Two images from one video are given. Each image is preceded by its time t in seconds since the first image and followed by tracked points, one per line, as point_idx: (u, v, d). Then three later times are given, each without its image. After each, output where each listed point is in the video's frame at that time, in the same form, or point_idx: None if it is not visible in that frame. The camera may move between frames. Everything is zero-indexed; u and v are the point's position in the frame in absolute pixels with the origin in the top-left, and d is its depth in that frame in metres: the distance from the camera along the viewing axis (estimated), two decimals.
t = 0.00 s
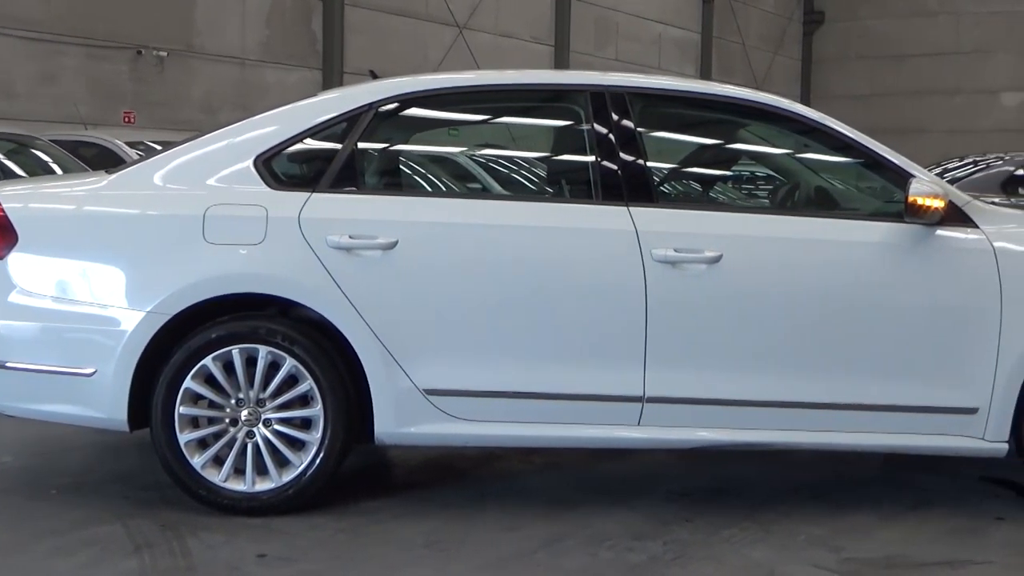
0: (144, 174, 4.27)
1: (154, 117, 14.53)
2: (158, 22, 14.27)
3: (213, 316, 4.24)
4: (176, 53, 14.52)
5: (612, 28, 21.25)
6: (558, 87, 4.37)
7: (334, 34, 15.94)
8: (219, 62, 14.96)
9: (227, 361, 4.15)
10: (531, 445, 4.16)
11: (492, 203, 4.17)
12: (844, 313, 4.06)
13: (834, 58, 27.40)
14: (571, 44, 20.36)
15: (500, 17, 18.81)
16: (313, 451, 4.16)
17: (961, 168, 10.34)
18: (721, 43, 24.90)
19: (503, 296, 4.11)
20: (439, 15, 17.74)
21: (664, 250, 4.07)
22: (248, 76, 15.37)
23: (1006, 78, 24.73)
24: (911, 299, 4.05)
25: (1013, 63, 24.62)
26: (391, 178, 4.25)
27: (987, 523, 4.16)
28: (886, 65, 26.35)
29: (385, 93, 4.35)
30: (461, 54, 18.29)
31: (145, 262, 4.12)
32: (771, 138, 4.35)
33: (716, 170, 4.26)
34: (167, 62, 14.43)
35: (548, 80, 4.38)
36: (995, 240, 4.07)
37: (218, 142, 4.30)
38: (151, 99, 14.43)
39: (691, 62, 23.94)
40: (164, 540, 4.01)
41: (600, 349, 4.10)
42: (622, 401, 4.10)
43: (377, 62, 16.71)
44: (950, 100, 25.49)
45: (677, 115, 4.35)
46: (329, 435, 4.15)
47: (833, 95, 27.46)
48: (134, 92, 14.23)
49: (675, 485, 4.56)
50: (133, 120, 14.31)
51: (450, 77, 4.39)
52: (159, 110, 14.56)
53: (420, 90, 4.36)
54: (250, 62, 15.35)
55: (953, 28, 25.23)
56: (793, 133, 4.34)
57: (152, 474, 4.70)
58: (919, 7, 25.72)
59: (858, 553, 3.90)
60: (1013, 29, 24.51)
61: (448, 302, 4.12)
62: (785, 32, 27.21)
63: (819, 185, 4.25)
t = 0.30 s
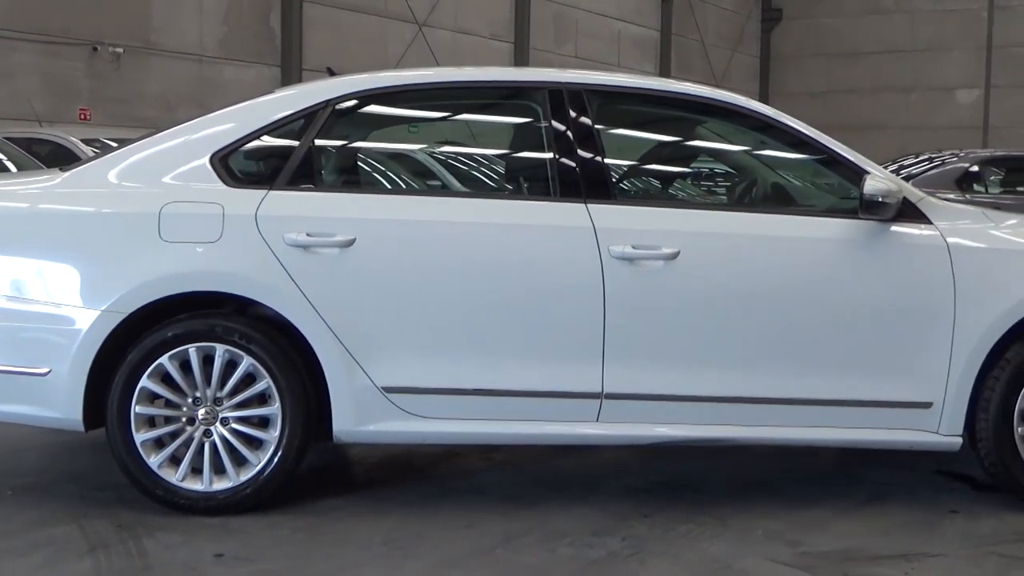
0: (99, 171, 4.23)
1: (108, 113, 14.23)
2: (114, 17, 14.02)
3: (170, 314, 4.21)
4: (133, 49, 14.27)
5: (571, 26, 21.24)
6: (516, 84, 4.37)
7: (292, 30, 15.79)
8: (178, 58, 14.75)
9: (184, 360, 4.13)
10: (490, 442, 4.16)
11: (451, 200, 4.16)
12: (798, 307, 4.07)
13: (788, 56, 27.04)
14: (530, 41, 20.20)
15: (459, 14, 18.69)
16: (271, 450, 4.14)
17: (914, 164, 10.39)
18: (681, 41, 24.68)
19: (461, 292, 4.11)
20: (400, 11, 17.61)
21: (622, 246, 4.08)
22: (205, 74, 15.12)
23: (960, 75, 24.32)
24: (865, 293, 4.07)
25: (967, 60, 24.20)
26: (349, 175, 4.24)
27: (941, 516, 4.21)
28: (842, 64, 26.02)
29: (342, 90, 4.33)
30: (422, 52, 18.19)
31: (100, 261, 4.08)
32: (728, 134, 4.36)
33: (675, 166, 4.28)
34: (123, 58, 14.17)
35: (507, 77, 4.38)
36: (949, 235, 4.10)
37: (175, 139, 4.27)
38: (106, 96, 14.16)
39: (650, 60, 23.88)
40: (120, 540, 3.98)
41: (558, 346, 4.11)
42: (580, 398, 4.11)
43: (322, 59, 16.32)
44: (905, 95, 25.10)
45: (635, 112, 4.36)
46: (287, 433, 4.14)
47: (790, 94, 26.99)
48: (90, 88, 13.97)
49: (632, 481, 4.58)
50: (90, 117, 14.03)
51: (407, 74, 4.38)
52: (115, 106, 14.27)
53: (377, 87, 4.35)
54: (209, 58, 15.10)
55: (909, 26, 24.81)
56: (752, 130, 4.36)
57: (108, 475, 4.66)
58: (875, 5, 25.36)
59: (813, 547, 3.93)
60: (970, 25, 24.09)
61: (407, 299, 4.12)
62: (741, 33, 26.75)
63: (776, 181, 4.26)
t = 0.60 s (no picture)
0: (51, 168, 4.18)
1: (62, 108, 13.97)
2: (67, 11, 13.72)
3: (124, 312, 4.17)
4: (87, 45, 13.99)
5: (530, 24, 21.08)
6: (473, 81, 4.36)
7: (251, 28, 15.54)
8: (133, 54, 14.49)
9: (138, 358, 4.09)
10: (447, 439, 4.16)
11: (409, 197, 4.15)
12: (752, 304, 4.09)
13: (749, 55, 27.05)
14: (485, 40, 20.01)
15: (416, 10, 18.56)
16: (226, 448, 4.12)
17: (869, 161, 10.50)
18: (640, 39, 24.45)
19: (417, 287, 4.10)
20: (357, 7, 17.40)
21: (579, 243, 4.09)
22: (161, 70, 14.81)
23: (917, 75, 24.41)
24: (820, 289, 4.09)
25: (925, 59, 24.25)
26: (306, 172, 4.22)
27: (895, 510, 4.25)
28: (801, 63, 25.99)
29: (299, 87, 4.31)
30: (381, 50, 18.02)
31: (52, 259, 4.03)
32: (684, 131, 4.37)
33: (634, 164, 4.29)
34: (78, 54, 13.91)
35: (464, 74, 4.38)
36: (902, 232, 4.13)
37: (129, 135, 4.23)
38: (58, 92, 13.91)
39: (609, 55, 23.78)
40: (74, 540, 3.94)
41: (514, 343, 4.11)
42: (536, 395, 4.11)
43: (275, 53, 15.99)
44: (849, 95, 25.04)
45: (592, 109, 4.37)
46: (243, 432, 4.12)
47: (752, 92, 26.93)
48: (43, 84, 13.70)
49: (588, 477, 4.59)
50: (44, 113, 13.78)
51: (364, 71, 4.36)
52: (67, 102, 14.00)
53: (334, 84, 4.33)
54: (165, 53, 14.84)
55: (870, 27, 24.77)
56: (709, 127, 4.37)
57: (63, 475, 4.62)
58: (838, 7, 25.34)
59: (768, 542, 3.96)
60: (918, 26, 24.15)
61: (364, 297, 4.10)
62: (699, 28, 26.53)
63: (732, 178, 4.28)
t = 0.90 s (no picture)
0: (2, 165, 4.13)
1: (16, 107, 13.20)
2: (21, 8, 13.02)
3: (78, 310, 4.13)
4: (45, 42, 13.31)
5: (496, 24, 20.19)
6: (431, 78, 4.36)
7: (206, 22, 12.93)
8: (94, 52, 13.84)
9: (92, 356, 4.06)
10: (405, 437, 4.15)
11: (366, 194, 4.14)
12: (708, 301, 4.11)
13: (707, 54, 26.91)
14: (446, 36, 17.47)
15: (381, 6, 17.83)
16: (182, 447, 4.10)
17: (828, 159, 10.58)
18: (599, 37, 21.58)
19: (374, 285, 4.09)
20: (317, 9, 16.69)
21: (537, 240, 4.09)
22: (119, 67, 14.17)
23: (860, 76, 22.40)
24: (775, 287, 4.12)
25: (875, 57, 21.92)
26: (263, 169, 4.20)
27: (849, 505, 4.29)
28: (757, 60, 23.33)
29: (255, 83, 4.29)
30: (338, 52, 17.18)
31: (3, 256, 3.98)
32: (641, 130, 4.39)
33: (592, 162, 4.30)
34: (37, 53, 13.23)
35: (421, 71, 4.37)
36: (856, 230, 4.17)
37: (84, 132, 4.20)
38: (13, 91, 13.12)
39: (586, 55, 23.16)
40: (27, 541, 3.90)
41: (472, 341, 4.11)
42: (494, 393, 4.12)
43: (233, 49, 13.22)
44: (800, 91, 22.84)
45: (550, 107, 4.37)
46: (199, 431, 4.09)
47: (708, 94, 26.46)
48: None
49: (545, 475, 4.61)
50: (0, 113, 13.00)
51: (321, 68, 4.35)
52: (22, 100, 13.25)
53: (291, 81, 4.31)
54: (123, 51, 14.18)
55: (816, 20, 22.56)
56: (667, 126, 4.39)
57: (16, 475, 4.57)
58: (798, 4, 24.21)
59: (725, 538, 3.98)
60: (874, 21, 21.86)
61: (321, 294, 4.08)
62: (661, 23, 23.87)
63: (689, 176, 4.30)
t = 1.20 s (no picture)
0: None
1: None
2: None
3: (34, 306, 4.09)
4: None
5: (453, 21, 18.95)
6: (391, 74, 4.34)
7: (166, 13, 11.52)
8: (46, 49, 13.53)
9: (48, 352, 4.02)
10: (364, 434, 4.14)
11: (326, 189, 4.13)
12: (666, 297, 4.13)
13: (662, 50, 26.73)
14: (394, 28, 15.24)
15: None
16: (139, 444, 4.07)
17: (789, 156, 10.64)
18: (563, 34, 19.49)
19: (333, 281, 4.07)
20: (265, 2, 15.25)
21: (497, 236, 4.09)
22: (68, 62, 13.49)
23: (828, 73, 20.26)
24: (733, 284, 4.14)
25: (835, 56, 20.15)
26: (221, 164, 4.16)
27: (806, 499, 4.32)
28: (720, 58, 21.31)
29: (214, 77, 4.25)
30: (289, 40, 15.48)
31: None
32: (602, 127, 4.40)
33: (554, 158, 4.30)
34: None
35: (381, 67, 4.35)
36: (814, 227, 4.20)
37: (39, 126, 4.14)
38: None
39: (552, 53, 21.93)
40: None
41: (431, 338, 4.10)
42: (454, 389, 4.11)
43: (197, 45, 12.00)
44: (762, 99, 20.83)
45: (511, 103, 4.37)
46: (156, 428, 4.07)
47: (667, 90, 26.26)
48: None
49: (505, 471, 4.61)
50: None
51: (281, 62, 4.32)
52: None
53: (250, 75, 4.27)
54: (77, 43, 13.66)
55: (772, 18, 20.73)
56: (627, 122, 4.39)
57: None
58: None
59: (684, 533, 4.00)
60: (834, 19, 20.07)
61: (280, 290, 4.06)
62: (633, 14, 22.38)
63: (650, 173, 4.32)
